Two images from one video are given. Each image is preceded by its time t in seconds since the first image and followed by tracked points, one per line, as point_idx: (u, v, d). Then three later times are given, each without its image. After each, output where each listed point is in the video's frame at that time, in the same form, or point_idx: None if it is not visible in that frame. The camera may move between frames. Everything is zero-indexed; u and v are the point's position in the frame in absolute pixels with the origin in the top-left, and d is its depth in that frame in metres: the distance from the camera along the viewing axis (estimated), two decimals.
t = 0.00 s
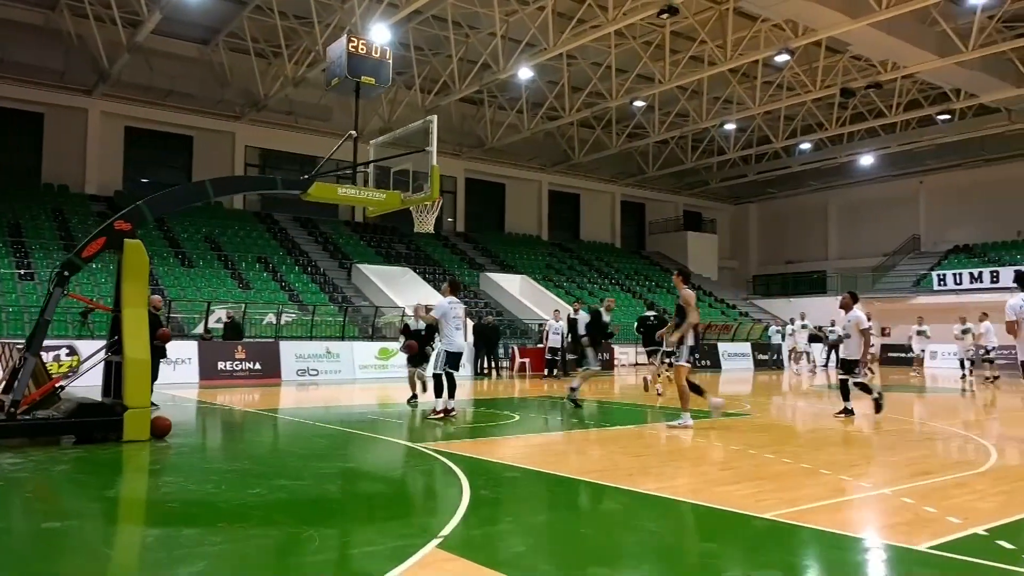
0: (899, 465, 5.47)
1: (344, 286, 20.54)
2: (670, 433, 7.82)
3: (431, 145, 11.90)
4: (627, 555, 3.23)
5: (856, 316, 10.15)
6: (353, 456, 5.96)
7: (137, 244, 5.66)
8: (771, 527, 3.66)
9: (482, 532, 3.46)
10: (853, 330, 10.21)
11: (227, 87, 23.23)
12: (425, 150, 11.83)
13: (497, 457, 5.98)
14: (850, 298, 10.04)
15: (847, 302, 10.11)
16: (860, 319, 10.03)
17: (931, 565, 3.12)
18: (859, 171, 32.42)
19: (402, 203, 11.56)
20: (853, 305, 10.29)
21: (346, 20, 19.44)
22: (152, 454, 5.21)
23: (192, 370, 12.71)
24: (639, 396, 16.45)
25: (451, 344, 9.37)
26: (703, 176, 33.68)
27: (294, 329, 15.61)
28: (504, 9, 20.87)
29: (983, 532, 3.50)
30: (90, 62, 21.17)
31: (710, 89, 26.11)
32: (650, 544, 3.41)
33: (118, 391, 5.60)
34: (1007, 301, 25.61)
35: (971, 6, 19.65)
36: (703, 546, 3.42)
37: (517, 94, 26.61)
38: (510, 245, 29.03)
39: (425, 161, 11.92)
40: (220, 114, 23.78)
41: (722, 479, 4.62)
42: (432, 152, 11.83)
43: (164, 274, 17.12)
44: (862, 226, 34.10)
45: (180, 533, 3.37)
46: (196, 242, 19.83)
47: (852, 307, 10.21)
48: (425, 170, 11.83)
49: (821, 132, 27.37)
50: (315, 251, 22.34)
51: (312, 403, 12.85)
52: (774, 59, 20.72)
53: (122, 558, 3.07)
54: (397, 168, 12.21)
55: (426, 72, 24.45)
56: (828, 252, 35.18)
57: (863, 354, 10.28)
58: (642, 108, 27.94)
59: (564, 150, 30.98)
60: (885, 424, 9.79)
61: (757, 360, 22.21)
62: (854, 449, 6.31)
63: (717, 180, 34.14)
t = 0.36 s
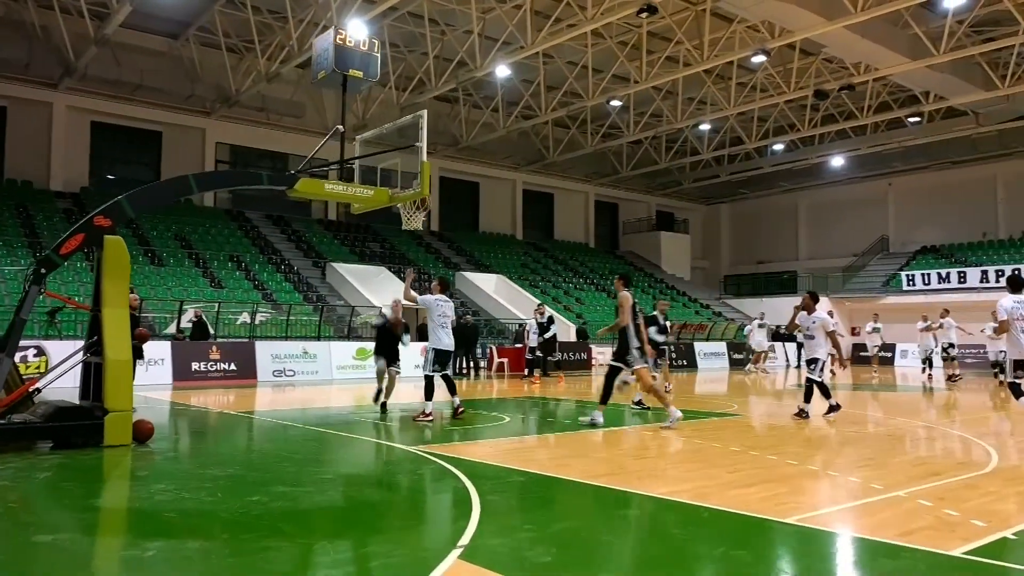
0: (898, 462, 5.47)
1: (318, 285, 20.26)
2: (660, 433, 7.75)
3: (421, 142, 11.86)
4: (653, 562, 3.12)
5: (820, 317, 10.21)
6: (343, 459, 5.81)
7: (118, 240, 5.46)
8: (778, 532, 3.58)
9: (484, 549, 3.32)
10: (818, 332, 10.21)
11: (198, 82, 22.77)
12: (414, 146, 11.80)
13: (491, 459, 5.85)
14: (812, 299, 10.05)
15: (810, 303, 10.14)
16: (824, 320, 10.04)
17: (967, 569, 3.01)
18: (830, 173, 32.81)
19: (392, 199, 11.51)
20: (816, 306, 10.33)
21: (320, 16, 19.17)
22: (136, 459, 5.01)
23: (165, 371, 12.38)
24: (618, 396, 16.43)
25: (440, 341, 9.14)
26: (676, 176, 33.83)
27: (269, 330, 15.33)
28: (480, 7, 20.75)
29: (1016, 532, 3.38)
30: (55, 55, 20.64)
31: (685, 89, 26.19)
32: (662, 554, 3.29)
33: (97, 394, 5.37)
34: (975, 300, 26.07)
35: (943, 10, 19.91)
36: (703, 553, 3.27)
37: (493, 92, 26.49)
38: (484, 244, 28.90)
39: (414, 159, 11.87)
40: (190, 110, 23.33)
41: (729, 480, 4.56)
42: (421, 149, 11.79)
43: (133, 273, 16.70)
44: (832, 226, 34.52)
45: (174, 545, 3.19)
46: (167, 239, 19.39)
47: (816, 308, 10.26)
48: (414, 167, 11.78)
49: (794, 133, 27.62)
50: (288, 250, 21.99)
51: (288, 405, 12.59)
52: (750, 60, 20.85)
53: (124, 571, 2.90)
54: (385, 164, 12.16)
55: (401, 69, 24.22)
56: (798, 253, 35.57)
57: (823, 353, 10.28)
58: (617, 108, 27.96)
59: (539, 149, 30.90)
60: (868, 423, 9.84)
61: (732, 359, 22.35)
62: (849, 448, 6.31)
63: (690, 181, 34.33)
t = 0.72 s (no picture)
0: (904, 467, 5.44)
1: (301, 284, 19.99)
2: (661, 435, 7.64)
3: (422, 136, 11.90)
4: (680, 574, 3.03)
5: (794, 310, 10.07)
6: (344, 464, 5.64)
7: (108, 236, 5.28)
8: (799, 541, 3.51)
9: (501, 561, 3.21)
10: (790, 324, 10.08)
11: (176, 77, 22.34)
12: (416, 140, 11.81)
13: (496, 463, 5.71)
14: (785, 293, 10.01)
15: (783, 296, 10.09)
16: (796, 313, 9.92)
17: None
18: (811, 174, 33.03)
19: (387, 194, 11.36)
20: (789, 300, 10.27)
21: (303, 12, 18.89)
22: (130, 465, 4.81)
23: (147, 372, 12.12)
24: (604, 396, 16.39)
25: (450, 335, 8.91)
26: (658, 176, 33.88)
27: (253, 329, 15.09)
28: (466, 5, 20.62)
29: None
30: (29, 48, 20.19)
31: (669, 89, 26.18)
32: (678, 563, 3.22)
33: (89, 397, 5.15)
34: (954, 300, 26.34)
35: (924, 12, 20.05)
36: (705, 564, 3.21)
37: (477, 90, 26.32)
38: (468, 244, 28.72)
39: (413, 154, 11.84)
40: (169, 106, 22.95)
41: (744, 488, 4.46)
42: (420, 145, 11.83)
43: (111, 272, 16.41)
44: (812, 227, 34.76)
45: (183, 560, 3.04)
46: (146, 237, 19.05)
47: (789, 302, 10.13)
48: (412, 165, 11.72)
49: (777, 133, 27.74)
50: (270, 248, 21.69)
51: (272, 406, 12.35)
52: (735, 60, 20.91)
53: None
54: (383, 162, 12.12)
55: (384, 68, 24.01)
56: (779, 253, 35.80)
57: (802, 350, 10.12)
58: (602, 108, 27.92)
59: (522, 149, 30.78)
60: (862, 424, 9.82)
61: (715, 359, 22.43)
62: (854, 451, 6.27)
63: (672, 181, 34.40)
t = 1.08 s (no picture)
0: (909, 477, 5.39)
1: (279, 283, 19.69)
2: (656, 439, 7.55)
3: (419, 132, 12.08)
4: None
5: (762, 311, 9.91)
6: (343, 469, 5.50)
7: (95, 232, 5.07)
8: (794, 554, 3.60)
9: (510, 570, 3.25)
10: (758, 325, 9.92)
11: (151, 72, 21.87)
12: (413, 136, 11.96)
13: (497, 468, 5.59)
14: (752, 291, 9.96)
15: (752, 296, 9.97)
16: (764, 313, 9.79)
17: None
18: (788, 175, 33.26)
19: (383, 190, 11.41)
20: (756, 301, 10.19)
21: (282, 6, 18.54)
22: (120, 472, 4.60)
23: (124, 373, 11.83)
24: (587, 397, 16.33)
25: (456, 340, 8.81)
26: (637, 176, 33.90)
27: (232, 329, 14.81)
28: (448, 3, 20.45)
29: None
30: None
31: (650, 89, 26.17)
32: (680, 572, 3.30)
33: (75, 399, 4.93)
34: (928, 301, 26.66)
35: (903, 14, 20.25)
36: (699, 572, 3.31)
37: (457, 88, 26.11)
38: (447, 242, 28.52)
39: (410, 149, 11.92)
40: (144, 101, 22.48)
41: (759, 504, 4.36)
42: (418, 140, 11.92)
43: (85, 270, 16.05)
44: (789, 227, 35.04)
45: None
46: (120, 234, 18.63)
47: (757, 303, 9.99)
48: (409, 160, 11.80)
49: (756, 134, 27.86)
50: (247, 247, 21.34)
51: (254, 408, 12.10)
52: (717, 60, 20.94)
53: None
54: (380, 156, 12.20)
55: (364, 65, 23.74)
56: (756, 253, 36.03)
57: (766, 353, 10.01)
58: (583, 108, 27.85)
59: (502, 147, 30.61)
60: (850, 425, 9.81)
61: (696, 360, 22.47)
62: (854, 458, 6.22)
63: (651, 181, 34.46)
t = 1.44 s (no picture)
0: (918, 485, 5.34)
1: (255, 282, 19.34)
2: (650, 443, 7.46)
3: (413, 127, 12.20)
4: None
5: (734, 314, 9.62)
6: (341, 474, 5.34)
7: (81, 227, 4.83)
8: (777, 549, 3.70)
9: None
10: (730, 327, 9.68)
11: (121, 66, 21.36)
12: (407, 131, 12.08)
13: (499, 473, 5.47)
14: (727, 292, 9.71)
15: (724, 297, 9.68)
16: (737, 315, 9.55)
17: None
18: (764, 175, 33.49)
19: (378, 186, 11.65)
20: (728, 302, 9.89)
21: None
22: (109, 480, 4.38)
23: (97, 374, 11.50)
24: (569, 398, 16.26)
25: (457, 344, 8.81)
26: (613, 176, 33.92)
27: (208, 329, 14.52)
28: None
29: None
30: None
31: (628, 89, 26.19)
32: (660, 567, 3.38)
33: (60, 404, 4.69)
34: (901, 301, 27.00)
35: (879, 17, 20.44)
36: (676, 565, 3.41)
37: (435, 85, 25.86)
38: (424, 242, 28.27)
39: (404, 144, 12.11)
40: (114, 96, 21.96)
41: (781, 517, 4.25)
42: (412, 134, 12.12)
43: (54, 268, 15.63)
44: (763, 228, 35.33)
45: None
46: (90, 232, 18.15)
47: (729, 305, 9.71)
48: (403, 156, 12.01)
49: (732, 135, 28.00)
50: (222, 245, 20.94)
51: (232, 410, 11.80)
52: (698, 59, 20.97)
53: None
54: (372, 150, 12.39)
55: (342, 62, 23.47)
56: (730, 253, 36.27)
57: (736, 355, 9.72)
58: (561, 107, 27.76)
59: (479, 146, 30.43)
60: (838, 427, 9.82)
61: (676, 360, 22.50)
62: (854, 465, 6.18)
63: (627, 181, 34.52)
